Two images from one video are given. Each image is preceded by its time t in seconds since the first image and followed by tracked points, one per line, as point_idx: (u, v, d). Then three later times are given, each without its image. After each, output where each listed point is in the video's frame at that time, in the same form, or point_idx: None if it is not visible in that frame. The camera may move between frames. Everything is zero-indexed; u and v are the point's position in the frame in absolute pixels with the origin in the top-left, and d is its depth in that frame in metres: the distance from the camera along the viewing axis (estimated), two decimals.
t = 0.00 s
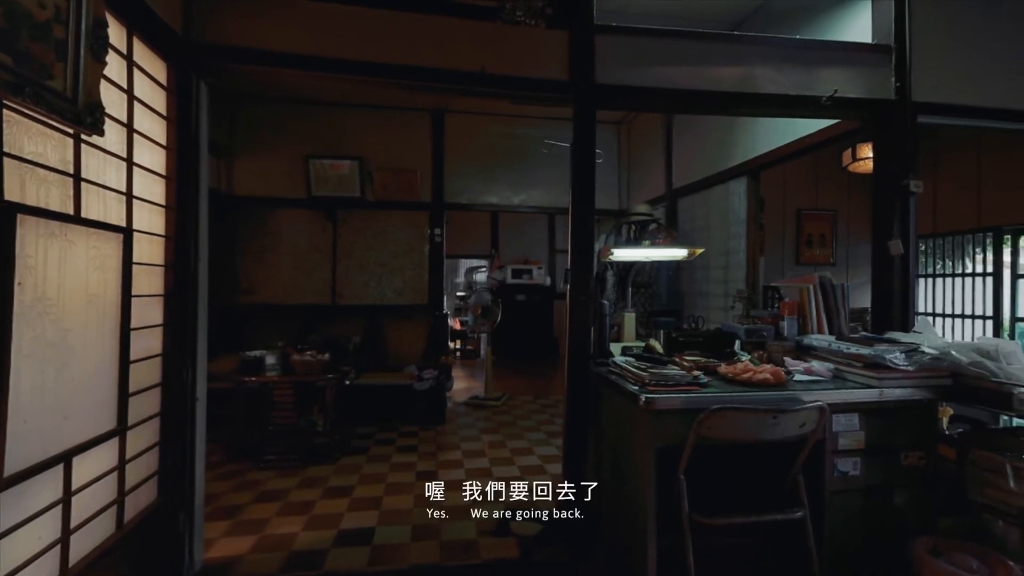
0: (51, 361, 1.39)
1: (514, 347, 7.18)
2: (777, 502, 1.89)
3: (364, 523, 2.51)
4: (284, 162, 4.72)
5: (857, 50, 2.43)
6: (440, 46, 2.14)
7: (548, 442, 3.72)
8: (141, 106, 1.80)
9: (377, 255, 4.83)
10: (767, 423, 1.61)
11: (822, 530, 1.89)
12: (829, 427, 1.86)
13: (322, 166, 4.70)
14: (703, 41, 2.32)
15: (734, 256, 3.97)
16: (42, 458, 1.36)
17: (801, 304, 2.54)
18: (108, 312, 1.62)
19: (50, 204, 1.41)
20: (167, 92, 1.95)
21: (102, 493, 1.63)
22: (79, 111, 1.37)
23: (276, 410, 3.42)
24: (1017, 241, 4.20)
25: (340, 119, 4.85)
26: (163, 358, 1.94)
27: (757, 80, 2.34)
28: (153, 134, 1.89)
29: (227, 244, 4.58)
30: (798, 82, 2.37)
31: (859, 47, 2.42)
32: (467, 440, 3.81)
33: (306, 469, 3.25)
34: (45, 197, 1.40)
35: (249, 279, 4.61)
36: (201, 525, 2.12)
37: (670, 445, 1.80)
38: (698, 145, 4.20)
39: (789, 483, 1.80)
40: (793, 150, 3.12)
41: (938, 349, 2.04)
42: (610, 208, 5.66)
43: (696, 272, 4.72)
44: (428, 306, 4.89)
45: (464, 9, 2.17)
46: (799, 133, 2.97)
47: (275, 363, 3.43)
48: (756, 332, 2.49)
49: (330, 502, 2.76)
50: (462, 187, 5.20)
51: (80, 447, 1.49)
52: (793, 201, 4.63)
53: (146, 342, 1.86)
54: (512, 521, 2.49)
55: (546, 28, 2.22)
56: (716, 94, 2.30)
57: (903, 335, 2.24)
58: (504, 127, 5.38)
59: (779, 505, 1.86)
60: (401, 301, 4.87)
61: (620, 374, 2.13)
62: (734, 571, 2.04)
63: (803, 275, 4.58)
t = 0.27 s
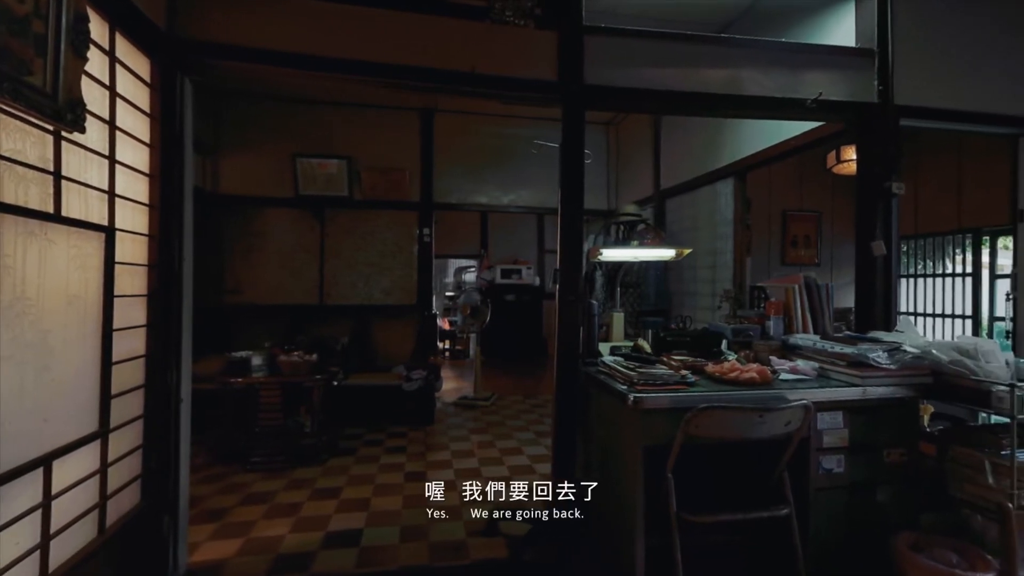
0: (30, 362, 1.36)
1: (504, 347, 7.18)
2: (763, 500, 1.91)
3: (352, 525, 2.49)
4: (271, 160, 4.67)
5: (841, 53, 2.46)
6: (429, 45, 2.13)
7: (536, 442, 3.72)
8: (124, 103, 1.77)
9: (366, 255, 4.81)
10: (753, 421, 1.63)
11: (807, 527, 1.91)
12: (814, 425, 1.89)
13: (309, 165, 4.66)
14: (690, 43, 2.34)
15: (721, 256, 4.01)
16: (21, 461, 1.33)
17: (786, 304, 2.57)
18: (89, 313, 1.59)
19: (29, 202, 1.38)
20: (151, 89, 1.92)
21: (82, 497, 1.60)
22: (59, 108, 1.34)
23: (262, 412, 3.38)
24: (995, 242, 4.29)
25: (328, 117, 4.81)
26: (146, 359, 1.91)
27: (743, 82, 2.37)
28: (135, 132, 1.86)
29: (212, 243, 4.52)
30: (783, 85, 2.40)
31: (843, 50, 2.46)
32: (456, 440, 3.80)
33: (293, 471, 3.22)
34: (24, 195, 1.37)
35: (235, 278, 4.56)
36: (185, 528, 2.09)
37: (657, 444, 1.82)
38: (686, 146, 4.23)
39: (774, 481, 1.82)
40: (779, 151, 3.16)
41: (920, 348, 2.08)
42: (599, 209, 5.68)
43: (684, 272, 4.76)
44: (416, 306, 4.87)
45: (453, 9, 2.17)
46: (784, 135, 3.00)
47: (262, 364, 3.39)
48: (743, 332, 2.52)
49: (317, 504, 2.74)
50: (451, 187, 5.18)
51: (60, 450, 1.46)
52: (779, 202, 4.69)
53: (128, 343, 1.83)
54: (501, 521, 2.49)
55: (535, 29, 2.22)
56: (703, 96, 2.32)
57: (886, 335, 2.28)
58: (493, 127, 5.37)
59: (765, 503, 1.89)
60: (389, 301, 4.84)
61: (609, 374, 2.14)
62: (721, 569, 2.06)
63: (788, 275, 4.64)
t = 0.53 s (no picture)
0: (8, 364, 1.33)
1: (493, 347, 7.18)
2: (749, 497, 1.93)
3: (340, 527, 2.47)
4: (257, 159, 4.61)
5: (826, 57, 2.50)
6: (418, 44, 2.12)
7: (526, 442, 3.72)
8: (105, 100, 1.74)
9: (354, 255, 4.78)
10: (740, 420, 1.64)
11: (792, 524, 1.94)
12: (800, 423, 1.91)
13: (296, 164, 4.61)
14: (678, 46, 2.36)
15: (708, 257, 4.05)
16: None
17: (772, 304, 2.60)
18: (70, 313, 1.56)
19: (7, 201, 1.35)
20: (133, 86, 1.89)
21: (62, 501, 1.57)
22: (39, 105, 1.32)
23: (248, 413, 3.35)
24: (974, 243, 4.39)
25: (316, 116, 4.77)
26: (129, 361, 1.88)
27: (730, 84, 2.39)
28: (118, 129, 1.82)
29: (197, 242, 4.46)
30: (769, 87, 2.43)
31: (828, 54, 2.50)
32: (445, 440, 3.79)
33: (280, 473, 3.19)
34: (3, 193, 1.34)
35: (221, 278, 4.51)
36: (170, 532, 2.05)
37: (646, 443, 1.83)
38: (674, 147, 4.27)
39: (760, 478, 1.84)
40: (765, 153, 3.20)
41: (902, 346, 2.13)
42: (588, 209, 5.70)
43: (672, 272, 4.79)
44: (405, 306, 4.85)
45: (442, 8, 2.16)
46: (770, 137, 3.04)
47: (248, 365, 3.36)
48: (730, 331, 2.56)
49: (304, 506, 2.71)
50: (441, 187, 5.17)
51: (39, 454, 1.43)
52: (765, 203, 4.75)
53: (111, 344, 1.79)
54: (490, 521, 2.49)
55: (524, 29, 2.22)
56: (691, 98, 2.34)
57: (869, 334, 2.32)
58: (483, 127, 5.36)
59: (751, 501, 1.91)
60: (378, 302, 4.82)
61: (598, 373, 2.15)
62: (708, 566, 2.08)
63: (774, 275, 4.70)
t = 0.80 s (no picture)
0: None
1: (482, 347, 7.17)
2: (736, 496, 1.95)
3: (328, 529, 2.45)
4: (243, 157, 4.56)
5: (811, 60, 2.54)
6: (406, 43, 2.11)
7: (515, 441, 3.73)
8: (87, 97, 1.71)
9: (342, 255, 4.74)
10: (727, 418, 1.66)
11: (778, 521, 1.96)
12: (785, 421, 1.94)
13: (283, 163, 4.57)
14: (665, 47, 2.38)
15: (696, 257, 4.09)
16: None
17: (758, 304, 2.63)
18: (50, 314, 1.53)
19: None
20: (116, 82, 1.85)
21: (42, 506, 1.54)
22: (19, 101, 1.29)
23: (234, 415, 3.31)
24: (955, 244, 4.49)
25: (303, 115, 4.73)
26: (112, 362, 1.85)
27: (717, 86, 2.41)
28: (101, 126, 1.79)
29: (182, 242, 4.40)
30: (756, 89, 2.46)
31: (813, 57, 2.53)
32: (434, 441, 3.78)
33: (267, 475, 3.15)
34: None
35: (206, 278, 4.45)
36: (153, 535, 2.02)
37: (634, 443, 1.84)
38: (661, 148, 4.29)
39: (747, 476, 1.86)
40: (751, 154, 3.23)
41: (884, 346, 2.17)
42: (577, 209, 5.73)
43: (660, 273, 4.83)
44: (393, 306, 4.83)
45: (431, 7, 2.15)
46: (757, 139, 3.07)
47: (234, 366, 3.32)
48: (717, 331, 2.58)
49: (291, 508, 2.69)
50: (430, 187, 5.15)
51: (18, 457, 1.40)
52: (751, 204, 4.80)
53: (93, 345, 1.76)
54: (479, 521, 2.48)
55: (513, 29, 2.22)
56: (678, 99, 2.36)
57: (853, 333, 2.35)
58: (472, 127, 5.36)
59: (738, 498, 1.93)
60: (366, 302, 4.79)
61: (586, 373, 2.15)
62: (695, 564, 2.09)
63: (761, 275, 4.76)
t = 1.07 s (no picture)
0: None
1: (472, 347, 7.16)
2: (723, 493, 1.97)
3: (316, 531, 2.43)
4: (229, 156, 4.50)
5: (796, 63, 2.57)
6: (395, 42, 2.10)
7: (504, 441, 3.73)
8: (68, 93, 1.67)
9: (330, 254, 4.71)
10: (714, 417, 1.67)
11: (765, 517, 1.98)
12: (772, 420, 1.96)
13: (269, 161, 4.52)
14: (653, 49, 2.39)
15: (683, 257, 4.12)
16: None
17: (745, 304, 2.66)
18: (28, 314, 1.50)
19: None
20: (98, 78, 1.82)
21: (20, 510, 1.50)
22: None
23: (220, 416, 3.27)
24: (936, 245, 4.58)
25: (291, 113, 4.68)
26: (93, 363, 1.81)
27: (705, 88, 2.44)
28: (82, 123, 1.76)
29: (167, 241, 4.34)
30: (743, 91, 2.49)
31: (798, 60, 2.57)
32: (423, 442, 3.76)
33: (253, 477, 3.12)
34: None
35: (191, 278, 4.39)
36: (137, 539, 1.98)
37: (624, 442, 1.85)
38: (649, 150, 4.33)
39: (733, 474, 1.88)
40: (738, 155, 3.27)
41: (868, 345, 2.21)
42: (566, 210, 5.74)
43: (648, 273, 4.86)
44: (382, 306, 4.81)
45: (421, 6, 2.14)
46: (743, 141, 3.10)
47: (219, 367, 3.28)
48: (705, 330, 2.60)
49: (278, 510, 2.66)
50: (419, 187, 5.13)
51: None
52: (738, 205, 4.86)
53: (73, 346, 1.72)
54: (469, 521, 2.48)
55: (503, 28, 2.22)
56: (666, 100, 2.38)
57: (837, 332, 2.39)
58: (461, 126, 5.35)
59: (724, 496, 1.95)
60: (354, 302, 4.76)
61: (576, 372, 2.16)
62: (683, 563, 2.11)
63: (748, 275, 4.81)
